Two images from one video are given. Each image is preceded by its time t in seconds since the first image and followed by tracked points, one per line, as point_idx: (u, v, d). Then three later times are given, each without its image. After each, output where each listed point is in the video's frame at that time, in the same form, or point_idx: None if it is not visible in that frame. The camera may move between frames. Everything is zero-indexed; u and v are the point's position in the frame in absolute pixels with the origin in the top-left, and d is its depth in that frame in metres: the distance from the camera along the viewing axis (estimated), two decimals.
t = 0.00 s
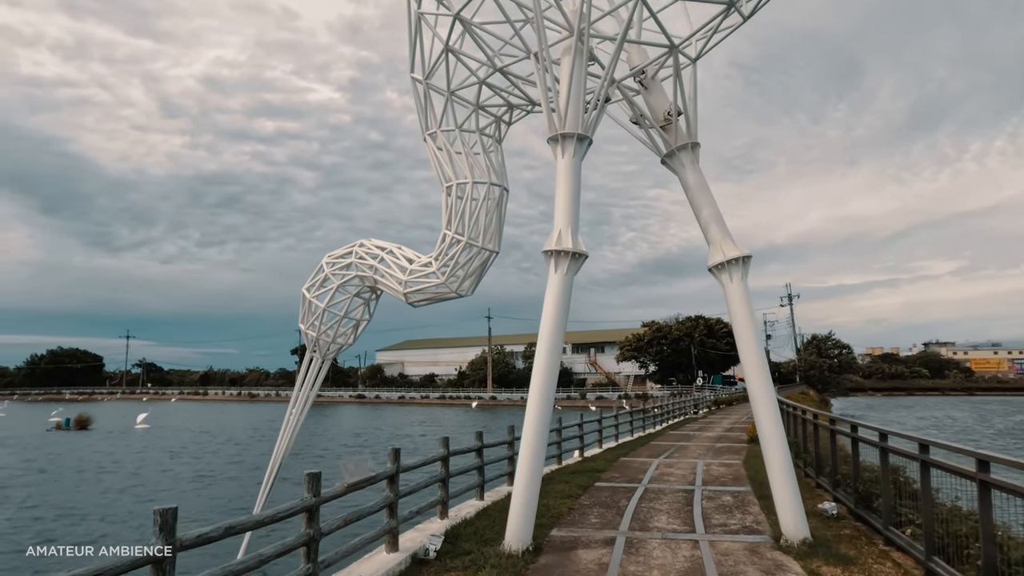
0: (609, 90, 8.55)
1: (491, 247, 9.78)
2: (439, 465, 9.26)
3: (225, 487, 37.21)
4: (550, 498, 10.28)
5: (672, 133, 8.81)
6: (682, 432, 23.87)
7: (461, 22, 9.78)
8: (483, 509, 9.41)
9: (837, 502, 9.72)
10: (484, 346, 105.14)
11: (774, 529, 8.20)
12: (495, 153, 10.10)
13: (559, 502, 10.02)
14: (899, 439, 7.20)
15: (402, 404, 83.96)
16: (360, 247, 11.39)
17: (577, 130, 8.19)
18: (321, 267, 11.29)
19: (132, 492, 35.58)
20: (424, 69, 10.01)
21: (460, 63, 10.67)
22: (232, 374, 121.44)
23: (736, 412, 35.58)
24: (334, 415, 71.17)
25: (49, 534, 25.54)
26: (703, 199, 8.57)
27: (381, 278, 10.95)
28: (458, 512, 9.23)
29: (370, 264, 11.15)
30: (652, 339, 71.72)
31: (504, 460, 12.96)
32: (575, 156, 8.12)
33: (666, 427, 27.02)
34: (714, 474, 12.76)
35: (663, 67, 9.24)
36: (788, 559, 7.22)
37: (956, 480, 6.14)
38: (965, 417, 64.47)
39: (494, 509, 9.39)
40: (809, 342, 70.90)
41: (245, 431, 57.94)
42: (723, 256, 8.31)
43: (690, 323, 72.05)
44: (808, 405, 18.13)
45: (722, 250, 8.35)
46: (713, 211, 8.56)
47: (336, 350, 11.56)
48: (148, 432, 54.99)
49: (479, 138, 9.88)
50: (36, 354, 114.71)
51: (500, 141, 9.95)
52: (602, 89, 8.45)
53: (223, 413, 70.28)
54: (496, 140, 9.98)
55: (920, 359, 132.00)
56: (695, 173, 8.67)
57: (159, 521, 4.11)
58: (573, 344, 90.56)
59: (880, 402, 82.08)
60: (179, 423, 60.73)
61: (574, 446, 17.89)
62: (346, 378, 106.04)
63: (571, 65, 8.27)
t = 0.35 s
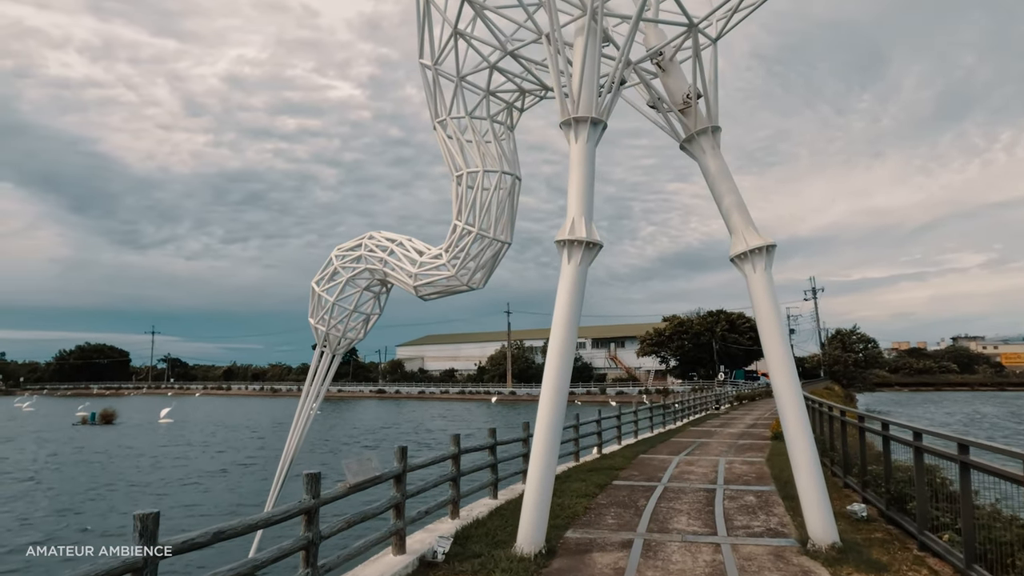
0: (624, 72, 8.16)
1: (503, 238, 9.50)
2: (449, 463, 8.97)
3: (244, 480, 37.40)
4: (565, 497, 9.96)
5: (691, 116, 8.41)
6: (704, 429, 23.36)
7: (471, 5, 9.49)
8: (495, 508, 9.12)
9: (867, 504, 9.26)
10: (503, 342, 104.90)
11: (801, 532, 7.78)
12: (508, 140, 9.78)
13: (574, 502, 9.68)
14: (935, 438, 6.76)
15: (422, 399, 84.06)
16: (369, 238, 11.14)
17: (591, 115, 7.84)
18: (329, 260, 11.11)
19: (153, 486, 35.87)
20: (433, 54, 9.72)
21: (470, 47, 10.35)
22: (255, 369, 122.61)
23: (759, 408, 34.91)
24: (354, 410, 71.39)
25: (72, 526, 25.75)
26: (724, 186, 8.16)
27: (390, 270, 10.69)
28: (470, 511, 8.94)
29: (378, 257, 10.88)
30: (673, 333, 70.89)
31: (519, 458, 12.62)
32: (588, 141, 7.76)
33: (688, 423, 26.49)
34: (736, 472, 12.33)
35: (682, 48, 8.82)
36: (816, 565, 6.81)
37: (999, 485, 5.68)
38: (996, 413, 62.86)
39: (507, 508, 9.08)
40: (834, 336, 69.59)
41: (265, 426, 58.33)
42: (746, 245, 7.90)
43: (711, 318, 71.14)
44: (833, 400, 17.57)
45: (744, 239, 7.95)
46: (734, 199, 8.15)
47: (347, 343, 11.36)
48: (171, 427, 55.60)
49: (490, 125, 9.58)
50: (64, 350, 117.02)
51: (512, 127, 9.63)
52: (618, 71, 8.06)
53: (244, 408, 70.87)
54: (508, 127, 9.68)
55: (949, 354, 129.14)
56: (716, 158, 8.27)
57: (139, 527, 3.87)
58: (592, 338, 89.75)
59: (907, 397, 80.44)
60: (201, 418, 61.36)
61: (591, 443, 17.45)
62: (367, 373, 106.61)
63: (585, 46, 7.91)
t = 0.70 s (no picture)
0: (642, 50, 7.77)
1: (517, 226, 9.19)
2: (461, 460, 8.67)
3: (262, 475, 37.57)
4: (583, 495, 9.61)
5: (713, 97, 8.00)
6: (725, 424, 22.84)
7: None
8: (510, 506, 8.81)
9: (900, 503, 8.81)
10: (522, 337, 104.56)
11: (832, 534, 7.34)
12: (521, 124, 9.44)
13: (591, 499, 9.35)
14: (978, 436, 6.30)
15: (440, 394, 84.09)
16: (378, 229, 10.87)
17: (607, 94, 7.46)
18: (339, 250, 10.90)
19: (173, 479, 36.15)
20: (443, 35, 9.42)
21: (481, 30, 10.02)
22: (275, 364, 123.67)
23: (782, 403, 34.25)
24: (374, 405, 71.60)
25: (93, 519, 25.95)
26: (748, 169, 7.75)
27: (401, 261, 10.41)
28: (484, 509, 8.62)
29: (388, 247, 10.60)
30: (693, 328, 70.01)
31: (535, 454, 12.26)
32: (604, 123, 7.39)
33: (708, 418, 25.95)
34: (761, 470, 11.89)
35: (703, 24, 8.40)
36: (848, 570, 6.40)
37: None
38: None
39: (522, 506, 8.76)
40: (858, 330, 68.25)
41: (284, 420, 58.69)
42: (772, 231, 7.48)
43: (732, 313, 70.21)
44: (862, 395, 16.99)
45: (771, 224, 7.52)
46: (759, 183, 7.72)
47: (357, 336, 11.12)
48: (192, 422, 56.14)
49: (502, 108, 9.26)
50: (90, 346, 118.86)
51: (525, 111, 9.31)
52: (635, 48, 7.68)
53: (264, 403, 71.38)
54: (521, 111, 9.35)
55: (977, 348, 126.27)
56: (739, 140, 7.85)
57: (119, 528, 3.62)
58: (611, 333, 88.92)
59: (934, 393, 78.77)
60: (222, 413, 61.88)
61: (609, 438, 17.03)
62: (386, 368, 106.99)
63: (600, 22, 7.53)
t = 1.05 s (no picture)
0: (658, 29, 7.38)
1: (529, 217, 8.89)
2: (472, 459, 8.36)
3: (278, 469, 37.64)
4: (597, 496, 9.27)
5: (733, 78, 7.60)
6: (745, 422, 22.31)
7: None
8: (522, 508, 8.49)
9: (933, 508, 8.36)
10: (538, 332, 104.20)
11: (862, 541, 6.92)
12: (533, 111, 9.11)
13: (606, 501, 9.00)
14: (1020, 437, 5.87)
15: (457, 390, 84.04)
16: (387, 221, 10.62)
17: (622, 76, 7.08)
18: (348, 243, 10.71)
19: (190, 473, 36.40)
20: (451, 19, 9.12)
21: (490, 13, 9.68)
22: (293, 360, 124.51)
23: (803, 400, 33.53)
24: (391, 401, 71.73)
25: (110, 512, 26.10)
26: (772, 155, 7.33)
27: (409, 255, 10.16)
28: (495, 511, 8.31)
29: (397, 241, 10.35)
30: (711, 323, 69.15)
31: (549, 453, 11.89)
32: (619, 107, 7.02)
33: (727, 415, 25.43)
34: (785, 470, 11.42)
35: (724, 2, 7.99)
36: None
37: None
38: None
39: (534, 508, 8.44)
40: (881, 325, 66.99)
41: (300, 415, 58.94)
42: (798, 220, 7.07)
43: (751, 308, 69.40)
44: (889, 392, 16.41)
45: (796, 213, 7.10)
46: (785, 169, 7.30)
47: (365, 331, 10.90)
48: (210, 416, 56.61)
49: (512, 94, 8.92)
50: (112, 341, 120.57)
51: (536, 97, 8.98)
52: (651, 28, 7.30)
53: (282, 398, 71.79)
54: (532, 97, 9.01)
55: (1003, 344, 123.67)
56: (763, 124, 7.43)
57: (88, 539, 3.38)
58: (628, 329, 88.30)
59: (959, 389, 77.22)
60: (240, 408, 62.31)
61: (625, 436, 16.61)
62: (402, 363, 107.23)
63: None
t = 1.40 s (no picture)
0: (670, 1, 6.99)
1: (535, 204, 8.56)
2: (476, 457, 8.03)
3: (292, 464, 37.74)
4: (608, 495, 8.91)
5: (750, 55, 7.19)
6: (762, 417, 21.83)
7: None
8: (529, 507, 8.16)
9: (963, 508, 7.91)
10: (552, 328, 103.79)
11: (890, 545, 6.49)
12: (538, 92, 8.75)
13: (617, 500, 8.64)
14: None
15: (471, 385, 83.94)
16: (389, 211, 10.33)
17: (630, 52, 6.70)
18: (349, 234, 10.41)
19: (205, 468, 36.57)
20: None
21: None
22: (308, 356, 125.08)
23: (821, 396, 32.85)
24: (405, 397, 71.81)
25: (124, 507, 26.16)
26: (792, 136, 6.91)
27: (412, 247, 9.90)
28: (500, 511, 7.96)
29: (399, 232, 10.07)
30: (727, 318, 68.34)
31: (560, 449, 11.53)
32: (628, 85, 6.65)
33: (742, 410, 24.91)
34: (805, 468, 10.96)
35: None
36: None
37: None
38: None
39: (541, 507, 8.10)
40: (901, 319, 65.88)
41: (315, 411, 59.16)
42: (821, 203, 6.64)
43: (768, 302, 68.73)
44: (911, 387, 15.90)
45: (818, 196, 6.69)
46: (806, 151, 6.88)
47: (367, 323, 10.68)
48: (226, 411, 56.95)
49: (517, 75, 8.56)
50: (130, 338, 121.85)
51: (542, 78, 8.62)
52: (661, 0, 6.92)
53: (297, 393, 72.10)
54: (537, 79, 8.66)
55: None
56: (781, 104, 7.02)
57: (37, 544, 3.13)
58: (643, 324, 87.65)
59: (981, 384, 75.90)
60: (255, 403, 62.62)
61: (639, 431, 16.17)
62: (417, 359, 107.33)
63: None
